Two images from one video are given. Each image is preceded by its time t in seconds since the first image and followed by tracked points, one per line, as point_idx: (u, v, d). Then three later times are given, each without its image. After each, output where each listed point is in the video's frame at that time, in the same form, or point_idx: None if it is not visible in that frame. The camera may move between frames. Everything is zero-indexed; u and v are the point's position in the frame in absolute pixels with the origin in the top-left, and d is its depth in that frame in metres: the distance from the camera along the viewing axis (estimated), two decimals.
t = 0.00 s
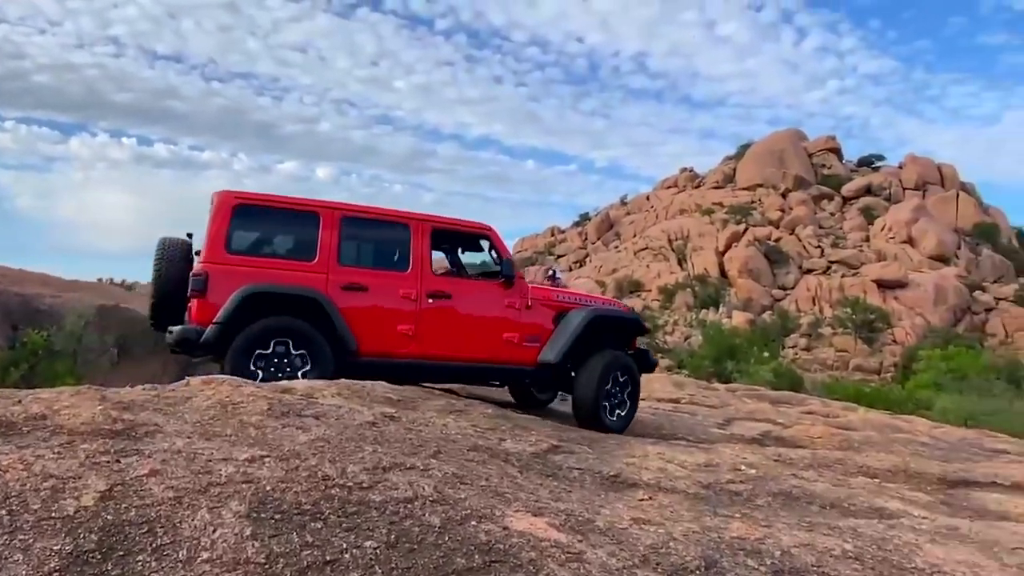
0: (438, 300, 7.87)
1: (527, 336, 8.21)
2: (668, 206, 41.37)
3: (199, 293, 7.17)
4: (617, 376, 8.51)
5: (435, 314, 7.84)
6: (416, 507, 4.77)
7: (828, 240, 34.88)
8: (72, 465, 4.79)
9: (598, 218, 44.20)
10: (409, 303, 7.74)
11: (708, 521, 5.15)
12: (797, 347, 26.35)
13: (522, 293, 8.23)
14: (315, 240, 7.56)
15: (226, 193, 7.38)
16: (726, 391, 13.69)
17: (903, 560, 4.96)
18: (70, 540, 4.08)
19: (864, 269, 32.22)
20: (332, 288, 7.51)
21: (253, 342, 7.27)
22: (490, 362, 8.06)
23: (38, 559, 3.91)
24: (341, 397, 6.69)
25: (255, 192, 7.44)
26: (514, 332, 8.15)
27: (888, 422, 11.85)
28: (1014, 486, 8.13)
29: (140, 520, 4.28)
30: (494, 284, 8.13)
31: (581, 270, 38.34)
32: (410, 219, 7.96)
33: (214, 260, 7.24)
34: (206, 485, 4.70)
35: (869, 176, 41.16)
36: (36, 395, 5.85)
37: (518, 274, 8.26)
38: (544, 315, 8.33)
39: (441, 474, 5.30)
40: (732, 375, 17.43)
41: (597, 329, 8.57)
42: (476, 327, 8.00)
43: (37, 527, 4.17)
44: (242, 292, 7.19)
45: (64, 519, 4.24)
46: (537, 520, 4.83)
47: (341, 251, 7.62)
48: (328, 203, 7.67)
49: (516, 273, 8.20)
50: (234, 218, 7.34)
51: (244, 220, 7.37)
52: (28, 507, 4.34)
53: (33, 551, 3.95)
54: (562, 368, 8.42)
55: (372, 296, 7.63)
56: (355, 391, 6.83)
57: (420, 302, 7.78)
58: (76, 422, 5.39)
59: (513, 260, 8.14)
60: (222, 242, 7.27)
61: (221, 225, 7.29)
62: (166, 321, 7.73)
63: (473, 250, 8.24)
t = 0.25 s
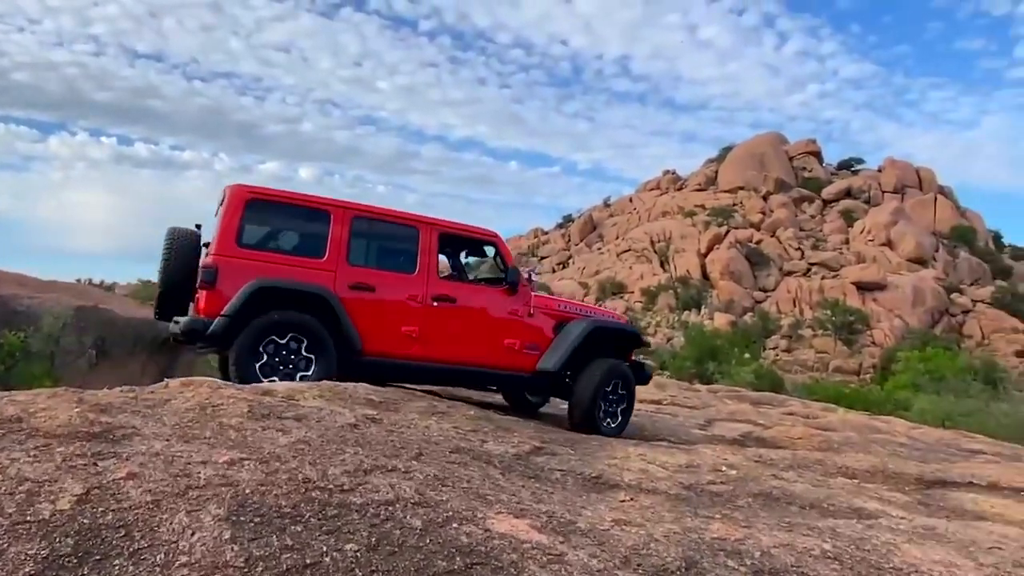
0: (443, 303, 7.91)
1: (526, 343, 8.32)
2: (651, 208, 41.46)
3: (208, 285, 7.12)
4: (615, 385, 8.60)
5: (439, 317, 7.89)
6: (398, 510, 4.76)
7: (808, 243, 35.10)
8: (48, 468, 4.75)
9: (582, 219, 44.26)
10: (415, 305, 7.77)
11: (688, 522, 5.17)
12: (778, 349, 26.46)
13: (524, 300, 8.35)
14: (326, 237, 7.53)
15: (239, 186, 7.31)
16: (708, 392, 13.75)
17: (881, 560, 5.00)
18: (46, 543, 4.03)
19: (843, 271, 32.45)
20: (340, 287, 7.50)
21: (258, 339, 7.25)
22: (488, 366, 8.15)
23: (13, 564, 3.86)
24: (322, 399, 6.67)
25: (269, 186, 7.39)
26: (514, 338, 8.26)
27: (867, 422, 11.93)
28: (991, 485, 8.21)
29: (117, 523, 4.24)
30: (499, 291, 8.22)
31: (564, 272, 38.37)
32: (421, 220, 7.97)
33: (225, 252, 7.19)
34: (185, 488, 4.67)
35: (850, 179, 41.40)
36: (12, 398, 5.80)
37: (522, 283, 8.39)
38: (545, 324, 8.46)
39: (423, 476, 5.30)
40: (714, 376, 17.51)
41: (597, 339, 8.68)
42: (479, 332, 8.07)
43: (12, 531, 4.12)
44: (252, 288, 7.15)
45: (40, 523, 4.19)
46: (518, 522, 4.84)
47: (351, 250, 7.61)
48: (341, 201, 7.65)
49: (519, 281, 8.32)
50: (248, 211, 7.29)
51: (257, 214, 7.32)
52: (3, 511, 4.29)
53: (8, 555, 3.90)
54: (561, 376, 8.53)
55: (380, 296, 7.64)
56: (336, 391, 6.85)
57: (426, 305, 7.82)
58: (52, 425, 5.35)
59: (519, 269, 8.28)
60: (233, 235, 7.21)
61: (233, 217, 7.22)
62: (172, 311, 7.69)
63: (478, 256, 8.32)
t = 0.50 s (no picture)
0: (444, 305, 7.92)
1: (523, 347, 8.36)
2: (633, 209, 41.56)
3: (212, 281, 7.07)
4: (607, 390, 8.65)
5: (439, 318, 7.90)
6: (378, 513, 4.76)
7: (786, 245, 35.34)
8: (22, 472, 4.70)
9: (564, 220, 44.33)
10: (416, 306, 7.78)
11: (668, 522, 5.20)
12: (757, 350, 26.58)
13: (522, 304, 8.39)
14: (330, 237, 7.53)
15: (245, 184, 7.27)
16: (688, 392, 13.81)
17: (858, 559, 5.04)
18: (19, 548, 3.99)
19: (821, 273, 32.68)
20: (343, 287, 7.49)
21: (261, 334, 7.21)
22: (486, 369, 8.16)
23: None
24: (302, 401, 6.65)
25: (275, 184, 7.37)
26: (511, 341, 8.29)
27: (845, 423, 12.03)
28: (966, 484, 8.29)
29: (92, 527, 4.20)
30: (497, 295, 8.26)
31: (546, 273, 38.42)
32: (422, 223, 8.00)
33: (231, 249, 7.14)
34: (162, 492, 4.65)
35: (830, 182, 41.66)
36: None
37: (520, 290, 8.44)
38: (541, 328, 8.50)
39: (403, 478, 5.30)
40: (694, 377, 17.59)
41: (590, 345, 8.73)
42: (478, 334, 8.09)
43: None
44: (256, 286, 7.12)
45: (14, 527, 4.15)
46: (499, 524, 4.85)
47: (354, 251, 7.62)
48: (345, 202, 7.66)
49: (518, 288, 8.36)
50: (254, 208, 7.26)
51: (262, 211, 7.30)
52: None
53: None
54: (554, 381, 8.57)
55: (382, 297, 7.64)
56: (315, 392, 6.84)
57: (427, 307, 7.83)
58: (27, 427, 5.30)
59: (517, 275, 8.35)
60: (239, 231, 7.18)
61: (240, 214, 7.18)
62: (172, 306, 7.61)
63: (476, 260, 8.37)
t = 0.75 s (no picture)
0: (443, 305, 7.93)
1: (519, 348, 8.38)
2: (617, 210, 41.63)
3: (215, 275, 7.04)
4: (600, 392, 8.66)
5: (438, 317, 7.90)
6: (360, 514, 4.75)
7: (769, 245, 35.50)
8: None
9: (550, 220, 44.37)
10: (416, 305, 7.78)
11: (651, 522, 5.21)
12: (740, 350, 26.69)
13: (519, 306, 8.43)
14: (333, 234, 7.53)
15: (250, 179, 7.25)
16: (672, 392, 13.85)
17: (839, 558, 5.06)
18: None
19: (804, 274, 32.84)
20: (344, 284, 7.48)
21: (264, 328, 7.20)
22: (483, 369, 8.17)
23: None
24: (284, 402, 6.64)
25: (279, 181, 7.37)
26: (508, 342, 8.31)
27: (826, 422, 12.10)
28: (946, 483, 8.34)
29: (71, 531, 4.17)
30: (495, 296, 8.28)
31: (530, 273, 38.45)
32: (423, 224, 8.03)
33: (235, 243, 7.12)
34: (142, 494, 4.62)
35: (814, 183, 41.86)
36: None
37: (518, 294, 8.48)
38: (537, 329, 8.53)
39: (386, 480, 5.30)
40: (677, 377, 17.64)
41: (585, 347, 8.77)
42: (476, 334, 8.10)
43: None
44: (259, 281, 7.09)
45: None
46: (483, 524, 4.85)
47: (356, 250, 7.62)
48: (348, 201, 7.67)
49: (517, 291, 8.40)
50: (259, 204, 7.24)
51: (267, 207, 7.29)
52: None
53: None
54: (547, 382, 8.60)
55: (382, 295, 7.64)
56: (297, 393, 6.83)
57: (426, 306, 7.83)
58: (5, 428, 5.26)
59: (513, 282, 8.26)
60: (243, 226, 7.15)
61: (245, 208, 7.16)
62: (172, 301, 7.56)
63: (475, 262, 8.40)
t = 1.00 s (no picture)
0: (443, 306, 7.95)
1: (514, 350, 8.43)
2: (602, 210, 41.68)
3: (224, 269, 6.97)
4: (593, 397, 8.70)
5: (439, 318, 7.92)
6: (342, 516, 4.75)
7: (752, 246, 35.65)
8: None
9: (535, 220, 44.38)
10: (418, 305, 7.79)
11: (634, 522, 5.23)
12: (723, 350, 26.78)
13: (518, 308, 8.49)
14: (339, 233, 7.52)
15: (260, 175, 7.24)
16: (654, 392, 13.89)
17: (819, 557, 5.09)
18: None
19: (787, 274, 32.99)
20: (349, 282, 7.46)
21: (271, 323, 7.15)
22: (480, 370, 8.19)
23: None
24: (266, 403, 6.62)
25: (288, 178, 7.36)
26: (505, 344, 8.35)
27: (808, 421, 12.14)
28: (925, 482, 8.40)
29: (48, 534, 4.14)
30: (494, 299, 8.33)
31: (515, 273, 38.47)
32: (426, 226, 8.06)
33: (243, 238, 7.07)
34: (120, 497, 4.60)
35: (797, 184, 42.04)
36: None
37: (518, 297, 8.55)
38: (534, 332, 8.60)
39: (368, 481, 5.30)
40: (660, 377, 17.68)
41: (580, 351, 8.83)
42: (475, 335, 8.13)
43: None
44: (267, 276, 7.05)
45: None
46: (465, 525, 4.86)
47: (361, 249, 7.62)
48: (354, 200, 7.68)
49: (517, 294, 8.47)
50: (267, 200, 7.23)
51: (275, 204, 7.27)
52: None
53: None
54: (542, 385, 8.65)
55: (387, 293, 7.63)
56: (279, 394, 6.82)
57: (428, 306, 7.85)
58: None
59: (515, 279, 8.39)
60: (252, 221, 7.12)
61: (254, 204, 7.14)
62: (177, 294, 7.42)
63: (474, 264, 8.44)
